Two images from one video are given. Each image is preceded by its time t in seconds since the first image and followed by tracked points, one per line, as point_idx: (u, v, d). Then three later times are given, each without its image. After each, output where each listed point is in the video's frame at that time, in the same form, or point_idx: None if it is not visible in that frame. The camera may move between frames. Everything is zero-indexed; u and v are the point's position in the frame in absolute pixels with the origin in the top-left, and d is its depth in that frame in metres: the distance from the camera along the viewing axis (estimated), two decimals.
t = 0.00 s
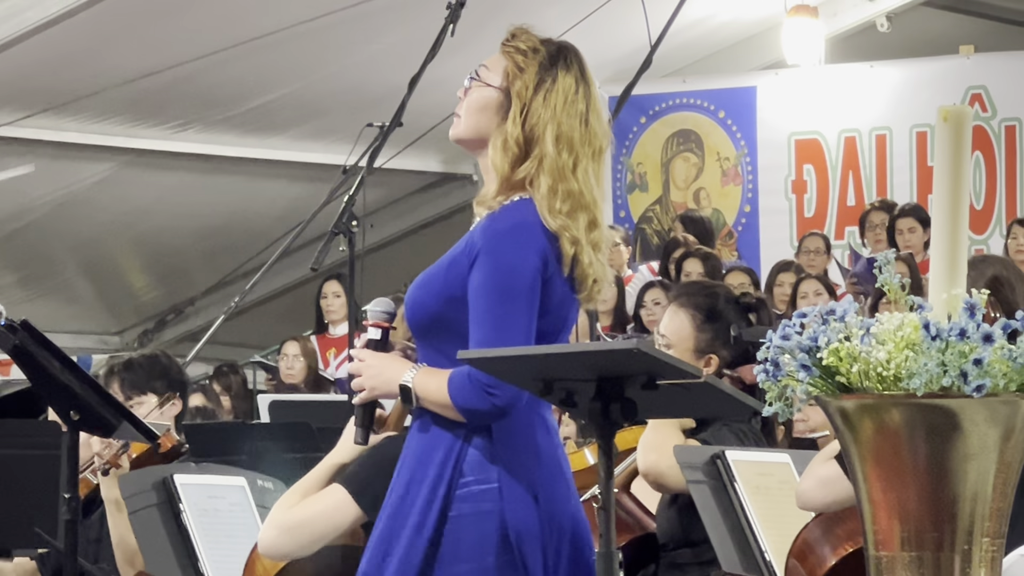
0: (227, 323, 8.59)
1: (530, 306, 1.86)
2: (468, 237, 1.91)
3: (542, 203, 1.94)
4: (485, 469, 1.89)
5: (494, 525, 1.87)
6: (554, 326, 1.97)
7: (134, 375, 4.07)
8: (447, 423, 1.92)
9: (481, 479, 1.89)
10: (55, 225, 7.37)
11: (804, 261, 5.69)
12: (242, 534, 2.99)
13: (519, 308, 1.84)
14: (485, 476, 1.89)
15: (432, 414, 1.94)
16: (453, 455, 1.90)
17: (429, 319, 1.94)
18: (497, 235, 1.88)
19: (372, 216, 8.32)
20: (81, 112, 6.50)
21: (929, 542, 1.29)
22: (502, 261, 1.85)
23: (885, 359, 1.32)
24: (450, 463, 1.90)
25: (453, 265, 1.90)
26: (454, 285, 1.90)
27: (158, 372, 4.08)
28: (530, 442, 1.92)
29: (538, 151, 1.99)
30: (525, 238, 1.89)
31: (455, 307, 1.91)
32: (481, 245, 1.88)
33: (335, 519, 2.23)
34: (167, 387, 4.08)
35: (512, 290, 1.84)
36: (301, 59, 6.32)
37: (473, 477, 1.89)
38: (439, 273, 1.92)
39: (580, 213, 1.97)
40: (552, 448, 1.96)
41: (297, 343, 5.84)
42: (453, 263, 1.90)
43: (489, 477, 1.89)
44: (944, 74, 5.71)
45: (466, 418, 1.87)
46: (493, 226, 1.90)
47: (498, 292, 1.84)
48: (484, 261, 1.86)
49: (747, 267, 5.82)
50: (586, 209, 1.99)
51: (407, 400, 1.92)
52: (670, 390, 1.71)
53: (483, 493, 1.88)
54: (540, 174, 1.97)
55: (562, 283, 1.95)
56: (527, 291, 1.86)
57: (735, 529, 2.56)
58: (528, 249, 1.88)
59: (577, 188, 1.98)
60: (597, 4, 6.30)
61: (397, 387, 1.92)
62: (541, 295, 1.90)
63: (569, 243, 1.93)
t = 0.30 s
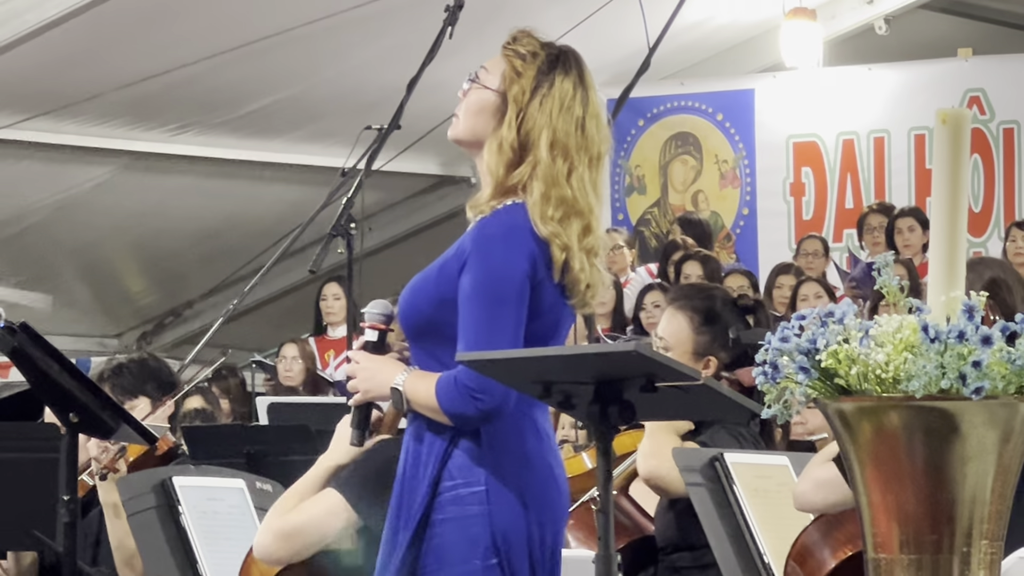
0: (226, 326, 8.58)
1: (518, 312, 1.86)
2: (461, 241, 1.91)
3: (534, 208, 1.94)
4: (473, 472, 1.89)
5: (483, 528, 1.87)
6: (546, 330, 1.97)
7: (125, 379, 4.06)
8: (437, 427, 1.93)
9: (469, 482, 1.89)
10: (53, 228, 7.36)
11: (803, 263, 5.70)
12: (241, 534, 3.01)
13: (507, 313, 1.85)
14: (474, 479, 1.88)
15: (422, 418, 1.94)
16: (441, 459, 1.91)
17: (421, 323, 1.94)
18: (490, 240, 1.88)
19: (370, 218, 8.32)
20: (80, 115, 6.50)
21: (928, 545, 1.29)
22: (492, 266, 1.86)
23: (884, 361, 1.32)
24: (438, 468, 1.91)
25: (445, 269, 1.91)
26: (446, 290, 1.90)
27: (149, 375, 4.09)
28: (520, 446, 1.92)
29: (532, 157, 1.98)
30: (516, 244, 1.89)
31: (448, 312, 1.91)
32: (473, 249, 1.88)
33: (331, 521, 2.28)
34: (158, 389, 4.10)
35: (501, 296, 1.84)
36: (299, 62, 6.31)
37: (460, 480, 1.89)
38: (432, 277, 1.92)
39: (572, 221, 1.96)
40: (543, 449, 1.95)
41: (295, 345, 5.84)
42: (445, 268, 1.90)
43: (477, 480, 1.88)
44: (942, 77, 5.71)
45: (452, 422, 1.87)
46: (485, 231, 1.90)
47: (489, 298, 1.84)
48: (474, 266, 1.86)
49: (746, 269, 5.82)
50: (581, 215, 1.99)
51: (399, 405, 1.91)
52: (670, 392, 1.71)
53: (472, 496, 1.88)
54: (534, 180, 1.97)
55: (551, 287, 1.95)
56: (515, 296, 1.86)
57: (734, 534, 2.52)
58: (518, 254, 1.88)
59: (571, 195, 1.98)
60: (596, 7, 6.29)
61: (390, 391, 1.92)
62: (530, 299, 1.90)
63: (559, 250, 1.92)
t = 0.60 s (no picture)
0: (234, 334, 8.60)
1: (522, 324, 1.87)
2: (465, 253, 1.92)
3: (538, 223, 1.94)
4: (478, 482, 1.90)
5: (487, 539, 1.88)
6: (549, 341, 1.98)
7: (134, 389, 4.09)
8: (442, 439, 1.94)
9: (474, 492, 1.90)
10: (62, 235, 7.39)
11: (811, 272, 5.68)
12: (248, 544, 3.00)
13: (511, 326, 1.86)
14: (479, 489, 1.89)
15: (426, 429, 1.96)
16: (446, 471, 1.92)
17: (425, 335, 1.95)
18: (493, 253, 1.89)
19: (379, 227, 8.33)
20: (88, 123, 6.52)
21: (937, 554, 1.29)
22: (495, 279, 1.86)
23: (892, 371, 1.32)
24: (445, 479, 1.92)
25: (448, 281, 1.91)
26: (449, 302, 1.91)
27: (158, 384, 4.09)
28: (525, 456, 1.92)
29: (535, 172, 1.99)
30: (519, 256, 1.90)
31: (451, 324, 1.92)
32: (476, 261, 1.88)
33: (336, 534, 2.25)
34: (167, 399, 4.09)
35: (505, 308, 1.85)
36: (307, 70, 6.33)
37: (467, 490, 1.90)
38: (436, 288, 1.92)
39: (576, 236, 1.97)
40: (548, 460, 1.96)
41: (303, 355, 5.93)
42: (448, 279, 1.91)
43: (482, 490, 1.89)
44: (951, 85, 5.70)
45: (457, 434, 1.88)
46: (489, 243, 1.90)
47: (492, 311, 1.85)
48: (477, 279, 1.87)
49: (755, 278, 5.81)
50: (584, 231, 1.99)
51: (401, 415, 1.93)
52: (677, 402, 1.71)
53: (477, 507, 1.89)
54: (536, 197, 1.97)
55: (554, 300, 1.96)
56: (519, 309, 1.87)
57: (743, 544, 2.52)
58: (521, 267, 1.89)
59: (574, 211, 1.98)
60: (604, 15, 6.30)
61: (392, 402, 1.93)
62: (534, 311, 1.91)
63: (564, 266, 1.93)
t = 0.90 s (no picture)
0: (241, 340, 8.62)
1: (538, 330, 1.87)
2: (475, 259, 1.92)
3: (549, 230, 1.95)
4: (494, 487, 1.91)
5: (503, 542, 1.89)
6: (564, 346, 1.99)
7: (143, 392, 4.07)
8: (456, 446, 1.94)
9: (489, 497, 1.90)
10: (69, 240, 7.40)
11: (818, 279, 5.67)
12: (258, 550, 3.01)
13: (527, 332, 1.86)
14: (494, 493, 1.90)
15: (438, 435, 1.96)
16: (461, 476, 1.92)
17: (437, 340, 1.95)
18: (505, 259, 1.89)
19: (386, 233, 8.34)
20: (95, 129, 6.54)
21: (943, 561, 1.29)
22: (509, 285, 1.87)
23: (901, 379, 1.32)
24: (459, 484, 1.92)
25: (461, 287, 1.91)
26: (461, 308, 1.91)
27: (168, 389, 4.09)
28: (538, 461, 1.93)
29: (542, 180, 2.00)
30: (531, 261, 1.90)
31: (462, 330, 1.92)
32: (489, 268, 1.89)
33: (349, 540, 2.26)
34: (176, 404, 4.09)
35: (520, 315, 1.86)
36: (314, 76, 6.35)
37: (482, 494, 1.91)
38: (446, 294, 1.92)
39: (587, 241, 1.98)
40: (559, 466, 1.97)
41: (308, 360, 5.91)
42: (460, 285, 1.91)
43: (498, 495, 1.90)
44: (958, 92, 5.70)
45: (475, 439, 1.88)
46: (500, 250, 1.90)
47: (506, 317, 1.85)
48: (491, 285, 1.88)
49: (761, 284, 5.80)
50: (593, 236, 2.00)
51: (414, 422, 1.92)
52: (686, 409, 1.72)
53: (493, 511, 1.90)
54: (545, 204, 1.98)
55: (567, 307, 1.97)
56: (535, 314, 1.87)
57: (751, 550, 2.52)
58: (535, 273, 1.89)
59: (584, 217, 1.99)
60: (611, 21, 6.30)
61: (404, 409, 1.93)
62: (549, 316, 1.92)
63: (576, 272, 1.94)
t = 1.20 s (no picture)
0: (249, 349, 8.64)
1: (552, 339, 1.88)
2: (489, 269, 1.93)
3: (562, 242, 1.96)
4: (505, 496, 1.91)
5: (514, 552, 1.89)
6: (577, 354, 2.00)
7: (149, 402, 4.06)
8: (469, 456, 1.95)
9: (501, 506, 1.91)
10: (78, 248, 7.43)
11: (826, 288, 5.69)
12: (266, 559, 3.06)
13: (541, 341, 1.86)
14: (506, 504, 1.91)
15: (450, 444, 1.97)
16: (473, 485, 1.93)
17: (448, 350, 1.95)
18: (518, 268, 1.89)
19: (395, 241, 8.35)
20: (104, 137, 6.57)
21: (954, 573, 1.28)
22: (523, 295, 1.87)
23: (911, 390, 1.32)
24: (471, 493, 1.93)
25: (474, 296, 1.92)
26: (473, 317, 1.92)
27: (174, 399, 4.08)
28: (550, 472, 1.93)
29: (555, 192, 2.00)
30: (547, 271, 1.90)
31: (474, 339, 1.93)
32: (502, 278, 1.90)
33: (363, 556, 2.36)
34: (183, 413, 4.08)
35: (535, 324, 1.86)
36: (321, 85, 6.36)
37: (493, 504, 1.91)
38: (459, 304, 1.93)
39: (600, 252, 1.99)
40: (569, 477, 1.97)
41: (315, 369, 5.92)
42: (473, 294, 1.92)
43: (510, 505, 1.91)
44: (967, 101, 5.68)
45: (490, 449, 1.89)
46: (514, 260, 1.91)
47: (520, 326, 1.86)
48: (505, 294, 1.88)
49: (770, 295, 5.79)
50: (606, 247, 2.01)
51: (426, 432, 1.93)
52: (696, 420, 1.72)
53: (505, 521, 1.90)
54: (558, 215, 1.98)
55: (580, 317, 1.97)
56: (549, 324, 1.88)
57: (759, 559, 2.52)
58: (550, 282, 1.90)
59: (596, 228, 2.00)
60: (620, 31, 6.31)
61: (416, 419, 1.94)
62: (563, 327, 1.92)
63: (589, 282, 1.95)
